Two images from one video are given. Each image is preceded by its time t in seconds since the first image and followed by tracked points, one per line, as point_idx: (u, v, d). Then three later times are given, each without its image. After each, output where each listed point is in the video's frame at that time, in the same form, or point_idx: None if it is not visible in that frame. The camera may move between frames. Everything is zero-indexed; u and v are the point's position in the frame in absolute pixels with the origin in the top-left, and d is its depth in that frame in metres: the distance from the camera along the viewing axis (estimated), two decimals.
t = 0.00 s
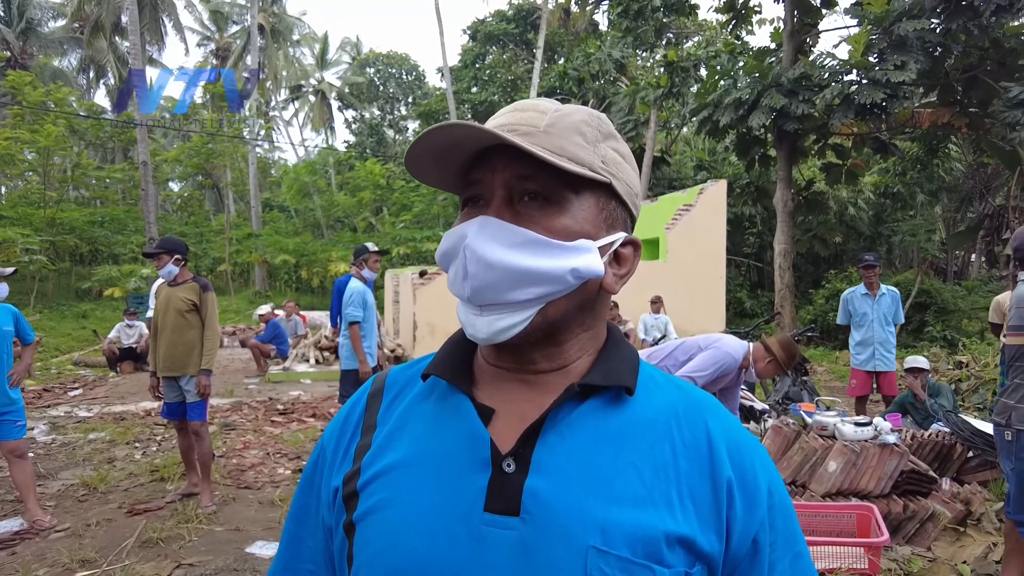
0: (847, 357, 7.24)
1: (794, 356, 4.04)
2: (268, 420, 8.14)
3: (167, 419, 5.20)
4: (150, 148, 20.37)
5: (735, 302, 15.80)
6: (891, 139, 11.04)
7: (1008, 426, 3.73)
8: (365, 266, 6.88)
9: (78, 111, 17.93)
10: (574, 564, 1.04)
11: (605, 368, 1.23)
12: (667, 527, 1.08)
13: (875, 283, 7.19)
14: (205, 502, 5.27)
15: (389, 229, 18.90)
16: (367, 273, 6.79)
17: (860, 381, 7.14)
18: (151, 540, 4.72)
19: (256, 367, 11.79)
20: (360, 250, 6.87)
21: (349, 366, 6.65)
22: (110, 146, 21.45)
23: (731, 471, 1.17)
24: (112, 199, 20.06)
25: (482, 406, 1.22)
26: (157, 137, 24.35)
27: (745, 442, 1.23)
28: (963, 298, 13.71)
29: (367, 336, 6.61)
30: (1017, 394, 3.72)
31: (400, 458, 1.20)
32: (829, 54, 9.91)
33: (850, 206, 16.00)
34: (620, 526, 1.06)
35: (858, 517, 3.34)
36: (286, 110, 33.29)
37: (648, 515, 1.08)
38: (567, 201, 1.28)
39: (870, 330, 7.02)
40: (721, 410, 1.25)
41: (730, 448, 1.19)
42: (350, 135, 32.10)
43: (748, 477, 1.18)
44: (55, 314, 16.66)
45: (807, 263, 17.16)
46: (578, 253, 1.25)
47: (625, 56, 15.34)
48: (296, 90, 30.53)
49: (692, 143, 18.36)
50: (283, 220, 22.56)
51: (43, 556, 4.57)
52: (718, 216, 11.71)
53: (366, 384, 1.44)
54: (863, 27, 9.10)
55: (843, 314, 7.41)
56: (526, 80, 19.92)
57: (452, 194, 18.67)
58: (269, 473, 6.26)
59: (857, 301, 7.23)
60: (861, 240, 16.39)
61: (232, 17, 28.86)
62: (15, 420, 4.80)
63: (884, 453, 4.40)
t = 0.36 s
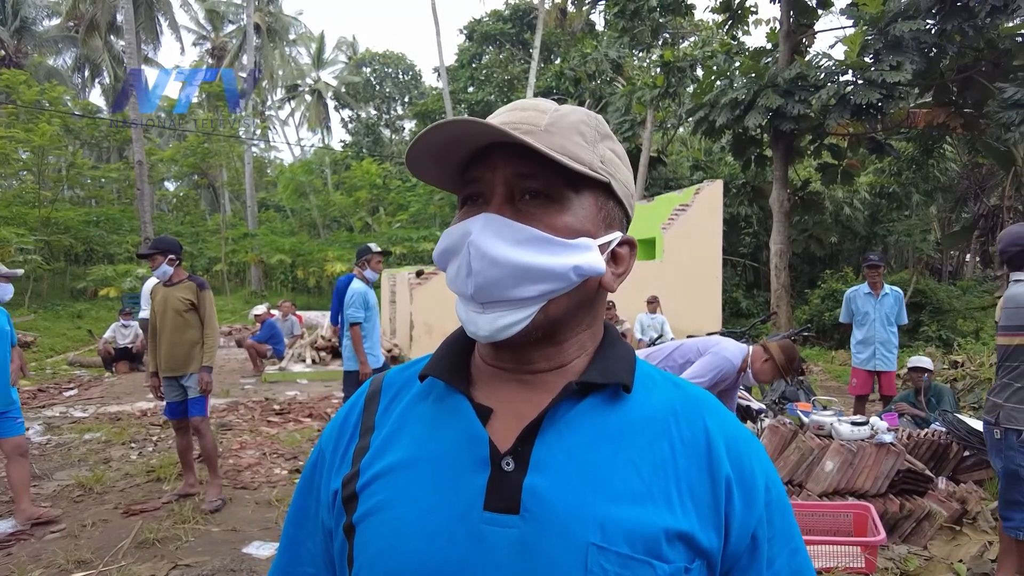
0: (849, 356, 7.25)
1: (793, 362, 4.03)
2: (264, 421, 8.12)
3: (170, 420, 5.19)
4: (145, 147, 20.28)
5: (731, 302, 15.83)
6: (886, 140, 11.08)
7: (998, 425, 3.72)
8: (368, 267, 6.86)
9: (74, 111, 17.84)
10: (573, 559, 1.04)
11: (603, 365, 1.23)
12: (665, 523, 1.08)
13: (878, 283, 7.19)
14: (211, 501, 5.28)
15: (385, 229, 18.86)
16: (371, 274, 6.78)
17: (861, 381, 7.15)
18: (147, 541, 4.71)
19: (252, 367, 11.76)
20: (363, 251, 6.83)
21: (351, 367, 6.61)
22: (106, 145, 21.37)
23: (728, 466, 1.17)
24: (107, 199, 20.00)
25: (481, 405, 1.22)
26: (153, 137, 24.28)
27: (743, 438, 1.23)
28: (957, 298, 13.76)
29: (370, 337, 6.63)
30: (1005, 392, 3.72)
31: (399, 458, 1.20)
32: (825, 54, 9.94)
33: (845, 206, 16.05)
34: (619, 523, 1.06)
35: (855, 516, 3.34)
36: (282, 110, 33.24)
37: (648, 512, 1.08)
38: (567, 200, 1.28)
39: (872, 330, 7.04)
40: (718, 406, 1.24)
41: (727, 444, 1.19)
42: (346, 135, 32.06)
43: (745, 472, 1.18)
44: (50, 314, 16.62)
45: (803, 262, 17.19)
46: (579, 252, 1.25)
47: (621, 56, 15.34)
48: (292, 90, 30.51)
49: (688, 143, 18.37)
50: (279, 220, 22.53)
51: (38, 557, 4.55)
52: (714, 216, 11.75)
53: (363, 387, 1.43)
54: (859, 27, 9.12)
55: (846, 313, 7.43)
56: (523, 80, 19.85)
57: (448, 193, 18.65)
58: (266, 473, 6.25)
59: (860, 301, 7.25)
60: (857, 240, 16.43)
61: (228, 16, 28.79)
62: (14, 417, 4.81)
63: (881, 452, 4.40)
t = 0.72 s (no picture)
0: (848, 355, 7.28)
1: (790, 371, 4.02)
2: (260, 421, 8.09)
3: (164, 419, 5.16)
4: (141, 147, 20.20)
5: (728, 302, 15.84)
6: (882, 140, 11.09)
7: (991, 424, 3.72)
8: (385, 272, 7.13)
9: (69, 110, 17.74)
10: (566, 560, 1.03)
11: (595, 362, 1.22)
12: (659, 522, 1.07)
13: (879, 283, 7.19)
14: (216, 497, 5.36)
15: (382, 229, 18.78)
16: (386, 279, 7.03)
17: (860, 379, 7.18)
18: (142, 542, 4.69)
19: (248, 367, 11.73)
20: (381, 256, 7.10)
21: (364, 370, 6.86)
22: (101, 145, 21.28)
23: (723, 460, 1.14)
24: (102, 199, 19.93)
25: (472, 406, 1.21)
26: (149, 137, 24.23)
27: (739, 432, 1.20)
28: (953, 298, 13.79)
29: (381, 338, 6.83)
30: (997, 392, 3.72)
31: (390, 460, 1.19)
32: (821, 55, 9.95)
33: (842, 206, 16.08)
34: (611, 522, 1.05)
35: (851, 515, 3.34)
36: (278, 110, 33.18)
37: (641, 512, 1.07)
38: (558, 198, 1.27)
39: (871, 329, 7.05)
40: (712, 401, 1.22)
41: (722, 438, 1.16)
42: (343, 135, 32.01)
43: (740, 465, 1.15)
44: (45, 315, 16.55)
45: (800, 262, 17.20)
46: (571, 248, 1.24)
47: (618, 55, 15.34)
48: (289, 90, 30.48)
49: (684, 143, 18.36)
50: (275, 220, 22.50)
51: (32, 558, 4.52)
52: (709, 216, 11.76)
53: (355, 389, 1.42)
54: (855, 27, 9.12)
55: (847, 312, 7.45)
56: (519, 80, 19.81)
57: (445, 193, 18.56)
58: (262, 473, 6.23)
59: (860, 300, 7.26)
60: (853, 240, 16.43)
61: (225, 15, 28.73)
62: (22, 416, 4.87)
63: (877, 451, 4.40)
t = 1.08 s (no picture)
0: (846, 353, 7.33)
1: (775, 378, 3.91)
2: (255, 421, 8.08)
3: (166, 419, 5.13)
4: (137, 147, 20.11)
5: (724, 302, 15.85)
6: (878, 140, 11.11)
7: (989, 424, 3.72)
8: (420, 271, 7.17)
9: (65, 109, 17.67)
10: (547, 557, 1.01)
11: (573, 359, 1.21)
12: (641, 517, 1.05)
13: (876, 282, 7.18)
14: (210, 499, 5.34)
15: (379, 229, 18.73)
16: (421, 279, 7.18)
17: (856, 378, 7.21)
18: (137, 543, 4.67)
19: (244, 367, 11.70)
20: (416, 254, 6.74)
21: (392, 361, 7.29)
22: (97, 145, 21.21)
23: (709, 447, 1.12)
24: (98, 199, 19.85)
25: (450, 410, 1.20)
26: (145, 137, 24.20)
27: (729, 419, 1.18)
28: (949, 298, 13.83)
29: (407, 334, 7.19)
30: (994, 392, 3.73)
31: (369, 467, 1.18)
32: (817, 55, 9.96)
33: (838, 205, 16.12)
34: (593, 521, 1.03)
35: (847, 515, 3.34)
36: (274, 109, 33.16)
37: (622, 507, 1.05)
38: (530, 195, 1.26)
39: (867, 328, 7.07)
40: (695, 391, 1.20)
41: (708, 430, 1.14)
42: (340, 135, 32.01)
43: (727, 451, 1.12)
44: (41, 315, 16.50)
45: (796, 262, 17.23)
46: (544, 247, 1.23)
47: (615, 55, 15.35)
48: (285, 89, 30.47)
49: (681, 143, 18.37)
50: (271, 220, 22.48)
51: (25, 560, 4.50)
52: (706, 216, 11.77)
53: (338, 395, 1.42)
54: (851, 27, 9.14)
55: (844, 311, 7.46)
56: (516, 80, 19.78)
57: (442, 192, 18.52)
58: (257, 474, 6.22)
59: (858, 299, 7.29)
60: (849, 240, 16.38)
61: (221, 15, 28.69)
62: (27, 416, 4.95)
63: (873, 451, 4.39)
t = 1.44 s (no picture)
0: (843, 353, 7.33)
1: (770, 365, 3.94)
2: (253, 421, 8.06)
3: (171, 419, 5.11)
4: (134, 147, 20.04)
5: (722, 302, 15.87)
6: (875, 140, 11.13)
7: (988, 423, 3.73)
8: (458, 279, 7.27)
9: (61, 109, 17.62)
10: (553, 550, 1.01)
11: (572, 353, 1.21)
12: (646, 508, 1.05)
13: (875, 283, 7.19)
14: (207, 499, 5.32)
15: (377, 229, 18.64)
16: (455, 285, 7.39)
17: (854, 378, 7.21)
18: (133, 544, 4.66)
19: (241, 367, 11.68)
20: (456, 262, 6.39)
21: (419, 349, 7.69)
22: (94, 145, 21.14)
23: (709, 437, 1.13)
24: (94, 199, 19.79)
25: (449, 408, 1.19)
26: (141, 137, 24.16)
27: (724, 406, 1.18)
28: (945, 298, 13.88)
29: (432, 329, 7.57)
30: (993, 391, 3.74)
31: (367, 468, 1.18)
32: (814, 55, 9.98)
33: (835, 206, 16.16)
34: (597, 514, 1.03)
35: (845, 515, 3.34)
36: (271, 109, 33.14)
37: (624, 498, 1.05)
38: (533, 193, 1.26)
39: (866, 328, 7.07)
40: (691, 381, 1.21)
41: (705, 418, 1.14)
42: (337, 135, 31.99)
43: (724, 439, 1.13)
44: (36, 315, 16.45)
45: (793, 262, 17.23)
46: (548, 246, 1.23)
47: (612, 56, 15.35)
48: (283, 89, 30.46)
49: (678, 143, 18.38)
50: (268, 220, 22.45)
51: (21, 561, 4.48)
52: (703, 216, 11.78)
53: (331, 396, 1.41)
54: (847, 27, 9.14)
55: (843, 311, 7.48)
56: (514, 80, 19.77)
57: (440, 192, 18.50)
58: (255, 475, 6.20)
59: (856, 299, 7.30)
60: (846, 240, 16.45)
61: (218, 15, 28.67)
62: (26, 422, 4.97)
63: (871, 451, 4.39)
